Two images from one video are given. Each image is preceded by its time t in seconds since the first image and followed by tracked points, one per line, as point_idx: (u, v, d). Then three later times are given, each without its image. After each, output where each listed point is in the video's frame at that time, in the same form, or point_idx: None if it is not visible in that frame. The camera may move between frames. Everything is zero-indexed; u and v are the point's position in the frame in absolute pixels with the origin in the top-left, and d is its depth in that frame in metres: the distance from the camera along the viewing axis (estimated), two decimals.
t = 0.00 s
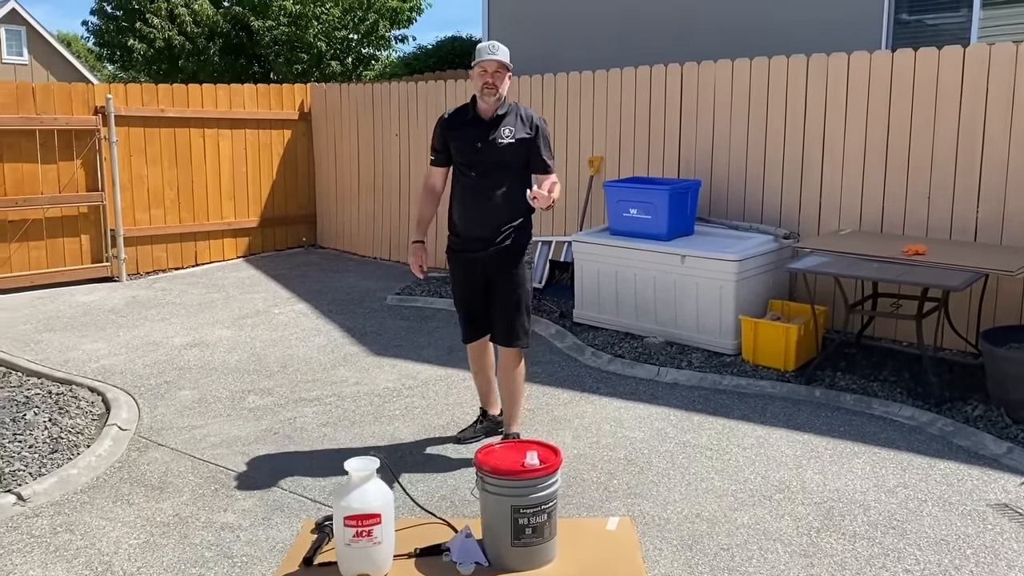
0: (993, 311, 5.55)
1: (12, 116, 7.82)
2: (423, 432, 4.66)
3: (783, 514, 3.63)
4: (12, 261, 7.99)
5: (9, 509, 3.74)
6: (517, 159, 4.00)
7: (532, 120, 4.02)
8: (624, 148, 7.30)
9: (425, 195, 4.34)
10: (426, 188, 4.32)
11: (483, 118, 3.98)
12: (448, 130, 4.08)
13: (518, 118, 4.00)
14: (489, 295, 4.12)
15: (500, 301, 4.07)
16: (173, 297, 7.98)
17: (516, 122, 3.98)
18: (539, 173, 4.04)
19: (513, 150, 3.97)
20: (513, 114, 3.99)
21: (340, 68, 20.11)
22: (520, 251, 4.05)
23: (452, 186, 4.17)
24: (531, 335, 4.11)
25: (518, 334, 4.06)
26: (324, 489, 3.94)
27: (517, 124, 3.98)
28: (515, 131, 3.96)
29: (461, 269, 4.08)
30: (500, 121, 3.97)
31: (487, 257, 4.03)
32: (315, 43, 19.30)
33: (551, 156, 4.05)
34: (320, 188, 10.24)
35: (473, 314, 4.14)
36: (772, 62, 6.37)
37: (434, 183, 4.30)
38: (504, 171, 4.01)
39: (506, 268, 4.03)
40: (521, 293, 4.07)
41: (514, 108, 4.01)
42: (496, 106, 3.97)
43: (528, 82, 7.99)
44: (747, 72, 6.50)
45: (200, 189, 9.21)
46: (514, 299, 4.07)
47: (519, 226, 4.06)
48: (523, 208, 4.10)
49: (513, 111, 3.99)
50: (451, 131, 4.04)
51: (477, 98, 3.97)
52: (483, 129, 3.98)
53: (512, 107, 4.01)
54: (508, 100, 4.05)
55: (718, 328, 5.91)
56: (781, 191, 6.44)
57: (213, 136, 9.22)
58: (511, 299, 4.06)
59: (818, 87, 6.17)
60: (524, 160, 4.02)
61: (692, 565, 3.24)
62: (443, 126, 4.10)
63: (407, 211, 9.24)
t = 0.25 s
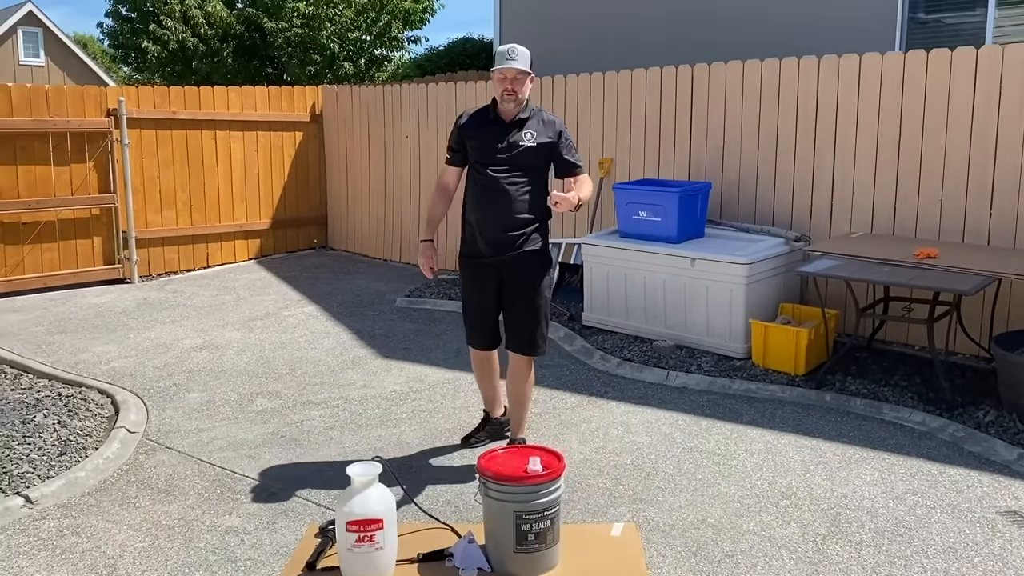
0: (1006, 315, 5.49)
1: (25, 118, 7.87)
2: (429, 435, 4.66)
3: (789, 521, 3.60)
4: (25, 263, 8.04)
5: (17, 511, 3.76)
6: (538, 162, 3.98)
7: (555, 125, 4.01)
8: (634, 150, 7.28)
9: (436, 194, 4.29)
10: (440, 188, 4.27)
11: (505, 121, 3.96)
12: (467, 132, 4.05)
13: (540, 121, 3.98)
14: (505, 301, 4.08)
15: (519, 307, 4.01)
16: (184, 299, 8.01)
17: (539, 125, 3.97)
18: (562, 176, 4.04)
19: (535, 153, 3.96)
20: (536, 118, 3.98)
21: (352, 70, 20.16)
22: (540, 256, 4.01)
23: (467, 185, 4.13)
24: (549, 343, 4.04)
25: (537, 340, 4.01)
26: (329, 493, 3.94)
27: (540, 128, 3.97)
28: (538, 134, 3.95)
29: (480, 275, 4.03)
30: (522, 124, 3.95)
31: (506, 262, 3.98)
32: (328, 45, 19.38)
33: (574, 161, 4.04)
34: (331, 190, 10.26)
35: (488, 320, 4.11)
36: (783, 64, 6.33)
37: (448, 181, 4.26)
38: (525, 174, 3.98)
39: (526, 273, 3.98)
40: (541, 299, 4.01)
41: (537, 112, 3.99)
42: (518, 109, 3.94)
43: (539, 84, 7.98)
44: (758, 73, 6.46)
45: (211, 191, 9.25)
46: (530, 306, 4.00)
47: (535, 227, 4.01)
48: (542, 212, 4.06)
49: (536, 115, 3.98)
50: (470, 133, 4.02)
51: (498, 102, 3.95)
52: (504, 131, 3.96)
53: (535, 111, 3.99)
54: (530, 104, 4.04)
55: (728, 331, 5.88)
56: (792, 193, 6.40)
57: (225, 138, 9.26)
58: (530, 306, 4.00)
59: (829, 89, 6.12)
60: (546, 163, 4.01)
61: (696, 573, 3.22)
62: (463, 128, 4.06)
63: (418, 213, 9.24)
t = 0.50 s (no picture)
0: (1017, 315, 5.45)
1: (39, 119, 7.93)
2: (437, 434, 4.68)
3: (794, 521, 3.59)
4: (39, 262, 8.12)
5: (27, 509, 3.80)
6: (558, 161, 3.82)
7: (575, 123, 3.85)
8: (644, 149, 7.27)
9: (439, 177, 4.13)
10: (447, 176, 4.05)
11: (523, 121, 3.78)
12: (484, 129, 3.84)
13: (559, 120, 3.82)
14: (517, 304, 3.92)
15: (531, 309, 3.85)
16: (196, 298, 8.06)
17: (558, 124, 3.81)
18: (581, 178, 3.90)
19: (554, 153, 3.80)
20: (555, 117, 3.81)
21: (365, 69, 20.22)
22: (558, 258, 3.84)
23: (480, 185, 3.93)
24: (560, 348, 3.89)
25: (550, 344, 3.87)
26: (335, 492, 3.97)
27: (560, 127, 3.81)
28: (558, 134, 3.80)
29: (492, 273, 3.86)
30: (540, 124, 3.79)
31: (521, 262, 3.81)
32: (341, 44, 19.44)
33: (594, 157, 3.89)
34: (342, 189, 10.30)
35: (495, 323, 3.94)
36: (793, 63, 6.31)
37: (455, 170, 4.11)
38: (545, 174, 3.80)
39: (540, 275, 3.82)
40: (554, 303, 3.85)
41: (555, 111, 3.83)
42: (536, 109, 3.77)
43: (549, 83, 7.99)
44: (768, 72, 6.44)
45: (224, 190, 9.30)
46: (543, 311, 3.85)
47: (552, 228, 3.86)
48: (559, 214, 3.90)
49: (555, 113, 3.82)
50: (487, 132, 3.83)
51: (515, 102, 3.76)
52: (521, 131, 3.79)
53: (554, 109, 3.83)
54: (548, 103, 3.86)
55: (736, 331, 5.87)
56: (802, 192, 6.37)
57: (237, 138, 9.31)
58: (542, 308, 3.83)
59: (839, 88, 6.09)
60: (566, 162, 3.85)
61: (700, 572, 3.22)
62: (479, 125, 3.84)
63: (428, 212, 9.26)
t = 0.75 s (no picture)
0: None
1: (52, 117, 7.98)
2: (444, 431, 4.69)
3: (801, 520, 3.58)
4: (52, 259, 8.18)
5: (38, 504, 3.83)
6: (568, 166, 3.76)
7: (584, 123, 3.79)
8: (653, 146, 7.25)
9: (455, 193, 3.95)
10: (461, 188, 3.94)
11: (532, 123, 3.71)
12: (493, 132, 3.77)
13: (568, 120, 3.75)
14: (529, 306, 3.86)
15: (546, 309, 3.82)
16: (206, 295, 8.11)
17: (567, 125, 3.74)
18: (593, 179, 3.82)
19: (564, 156, 3.73)
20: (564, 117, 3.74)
21: (376, 67, 20.26)
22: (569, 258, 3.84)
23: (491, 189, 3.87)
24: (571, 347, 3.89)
25: (562, 343, 3.86)
26: (343, 489, 3.98)
27: (569, 127, 3.74)
28: (567, 135, 3.73)
29: (507, 274, 3.79)
30: (549, 125, 3.72)
31: (537, 262, 3.78)
32: (351, 42, 19.48)
33: (604, 164, 3.82)
34: (352, 187, 10.32)
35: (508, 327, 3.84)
36: (803, 59, 6.28)
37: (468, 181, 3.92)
38: (556, 176, 3.74)
39: (555, 274, 3.80)
40: (567, 302, 3.84)
41: (563, 111, 3.76)
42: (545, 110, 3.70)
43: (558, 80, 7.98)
44: (778, 69, 6.42)
45: (234, 188, 9.34)
46: (557, 310, 3.83)
47: (563, 230, 3.80)
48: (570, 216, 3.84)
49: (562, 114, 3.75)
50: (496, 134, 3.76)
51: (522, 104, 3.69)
52: (531, 133, 3.72)
53: (562, 110, 3.76)
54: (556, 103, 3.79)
55: (745, 329, 5.85)
56: (812, 190, 6.34)
57: (248, 136, 9.34)
58: (557, 307, 3.82)
59: (850, 84, 6.07)
60: (577, 164, 3.79)
61: (706, 570, 3.22)
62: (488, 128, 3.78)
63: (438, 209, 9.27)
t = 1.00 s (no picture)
0: None
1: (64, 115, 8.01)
2: (454, 428, 4.70)
3: (812, 517, 3.58)
4: (64, 256, 8.22)
5: (52, 500, 3.86)
6: (579, 164, 3.76)
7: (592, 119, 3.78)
8: (663, 143, 7.24)
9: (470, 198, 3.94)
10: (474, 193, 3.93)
11: (541, 122, 3.70)
12: (502, 134, 3.76)
13: (576, 117, 3.74)
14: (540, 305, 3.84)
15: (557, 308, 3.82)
16: (217, 292, 8.14)
17: (576, 122, 3.73)
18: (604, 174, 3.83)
19: (576, 155, 3.73)
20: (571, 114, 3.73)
21: (385, 64, 20.28)
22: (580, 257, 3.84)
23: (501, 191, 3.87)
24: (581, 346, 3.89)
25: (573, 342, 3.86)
26: (353, 485, 4.00)
27: (578, 123, 3.73)
28: (577, 132, 3.72)
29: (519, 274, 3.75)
30: (558, 123, 3.70)
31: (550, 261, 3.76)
32: (360, 39, 19.51)
33: (614, 160, 3.84)
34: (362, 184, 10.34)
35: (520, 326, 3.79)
36: (813, 55, 6.26)
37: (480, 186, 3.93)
38: (568, 175, 3.74)
39: (566, 273, 3.80)
40: (577, 301, 3.84)
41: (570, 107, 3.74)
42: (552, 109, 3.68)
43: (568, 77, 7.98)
44: (788, 65, 6.40)
45: (245, 186, 9.37)
46: (569, 309, 3.83)
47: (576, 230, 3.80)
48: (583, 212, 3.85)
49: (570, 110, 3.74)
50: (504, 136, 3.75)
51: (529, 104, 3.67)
52: (540, 133, 3.71)
53: (569, 106, 3.74)
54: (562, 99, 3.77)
55: (756, 326, 5.84)
56: (823, 186, 6.33)
57: (258, 134, 9.37)
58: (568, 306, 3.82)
59: (861, 80, 6.04)
60: (588, 161, 3.80)
61: (716, 567, 3.22)
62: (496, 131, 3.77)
63: (447, 206, 9.28)
